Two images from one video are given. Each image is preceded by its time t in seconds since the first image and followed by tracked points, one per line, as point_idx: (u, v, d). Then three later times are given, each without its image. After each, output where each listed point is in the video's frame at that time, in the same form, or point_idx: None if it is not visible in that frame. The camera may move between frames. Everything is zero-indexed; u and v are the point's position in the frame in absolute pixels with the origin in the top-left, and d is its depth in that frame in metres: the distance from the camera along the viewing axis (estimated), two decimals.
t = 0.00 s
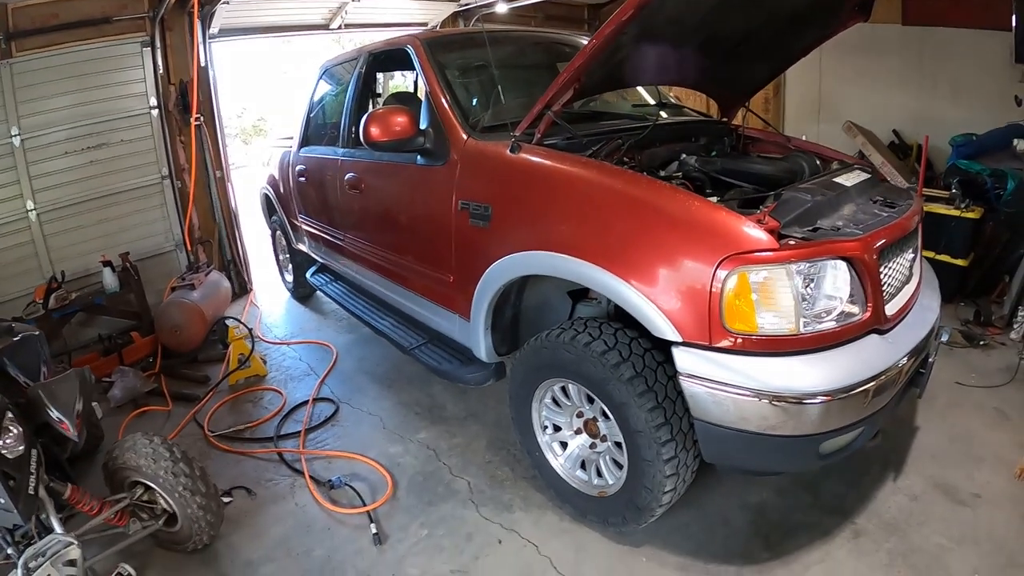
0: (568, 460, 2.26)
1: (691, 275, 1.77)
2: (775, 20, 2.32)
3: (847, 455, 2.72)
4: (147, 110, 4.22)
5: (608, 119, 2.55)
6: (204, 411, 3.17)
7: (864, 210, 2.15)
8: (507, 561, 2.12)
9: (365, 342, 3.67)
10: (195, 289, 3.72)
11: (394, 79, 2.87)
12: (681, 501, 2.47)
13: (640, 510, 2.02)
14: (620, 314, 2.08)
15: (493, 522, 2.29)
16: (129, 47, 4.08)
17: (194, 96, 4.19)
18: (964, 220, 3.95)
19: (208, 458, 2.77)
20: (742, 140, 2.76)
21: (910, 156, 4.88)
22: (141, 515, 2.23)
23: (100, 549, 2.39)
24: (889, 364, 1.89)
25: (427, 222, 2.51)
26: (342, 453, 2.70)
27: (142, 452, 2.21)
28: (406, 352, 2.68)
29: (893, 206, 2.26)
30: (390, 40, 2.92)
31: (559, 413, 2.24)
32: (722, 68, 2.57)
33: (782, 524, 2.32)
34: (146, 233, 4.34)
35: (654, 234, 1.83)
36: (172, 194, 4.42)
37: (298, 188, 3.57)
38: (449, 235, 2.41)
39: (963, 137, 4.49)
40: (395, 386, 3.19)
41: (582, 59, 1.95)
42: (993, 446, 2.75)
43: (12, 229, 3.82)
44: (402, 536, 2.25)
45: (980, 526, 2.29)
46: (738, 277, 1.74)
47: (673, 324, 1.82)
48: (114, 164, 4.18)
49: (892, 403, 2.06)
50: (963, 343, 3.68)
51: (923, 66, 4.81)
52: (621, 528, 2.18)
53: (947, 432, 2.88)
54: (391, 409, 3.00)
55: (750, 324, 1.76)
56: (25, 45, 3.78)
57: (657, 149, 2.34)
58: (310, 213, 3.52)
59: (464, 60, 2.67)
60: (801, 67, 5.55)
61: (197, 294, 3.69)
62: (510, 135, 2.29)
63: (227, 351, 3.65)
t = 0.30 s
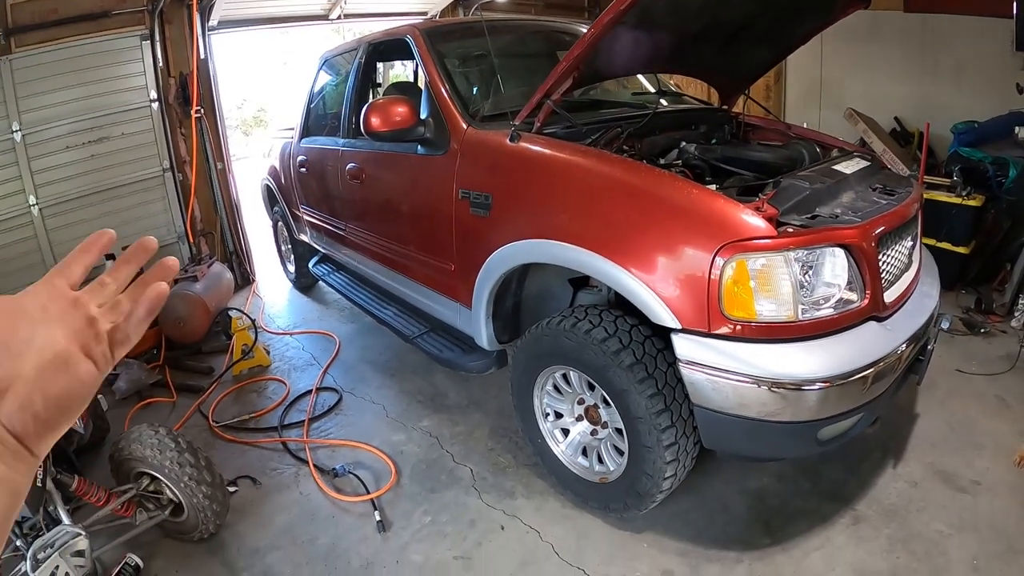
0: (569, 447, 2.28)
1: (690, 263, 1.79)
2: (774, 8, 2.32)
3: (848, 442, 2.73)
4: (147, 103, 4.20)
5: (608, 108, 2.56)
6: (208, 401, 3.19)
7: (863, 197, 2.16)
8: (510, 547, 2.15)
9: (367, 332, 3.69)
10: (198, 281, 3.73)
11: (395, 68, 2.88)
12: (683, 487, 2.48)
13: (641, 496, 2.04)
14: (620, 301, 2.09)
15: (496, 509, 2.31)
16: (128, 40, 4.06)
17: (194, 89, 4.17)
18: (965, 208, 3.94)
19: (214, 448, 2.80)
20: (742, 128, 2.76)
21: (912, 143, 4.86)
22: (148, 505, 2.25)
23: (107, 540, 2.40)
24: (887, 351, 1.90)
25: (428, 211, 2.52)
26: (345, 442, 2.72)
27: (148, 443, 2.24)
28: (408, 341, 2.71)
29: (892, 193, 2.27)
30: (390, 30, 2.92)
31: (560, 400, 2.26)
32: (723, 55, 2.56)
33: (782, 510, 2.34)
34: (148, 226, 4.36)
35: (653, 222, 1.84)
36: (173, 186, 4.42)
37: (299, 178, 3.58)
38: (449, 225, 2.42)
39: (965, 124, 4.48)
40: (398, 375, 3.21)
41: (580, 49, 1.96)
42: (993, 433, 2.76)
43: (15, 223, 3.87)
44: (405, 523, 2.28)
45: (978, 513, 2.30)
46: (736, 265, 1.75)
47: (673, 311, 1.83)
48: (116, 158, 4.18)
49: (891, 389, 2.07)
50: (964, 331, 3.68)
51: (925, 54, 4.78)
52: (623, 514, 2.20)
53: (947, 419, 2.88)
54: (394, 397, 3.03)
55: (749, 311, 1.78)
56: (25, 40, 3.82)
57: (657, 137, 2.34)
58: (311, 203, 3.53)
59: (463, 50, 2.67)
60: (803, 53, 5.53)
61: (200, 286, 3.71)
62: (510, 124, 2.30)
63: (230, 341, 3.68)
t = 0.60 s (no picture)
0: (570, 434, 2.29)
1: (689, 251, 1.79)
2: None
3: (849, 430, 2.73)
4: (150, 94, 4.22)
5: (610, 95, 2.55)
6: (213, 390, 3.22)
7: (864, 185, 2.16)
8: (512, 533, 2.17)
9: (371, 320, 3.70)
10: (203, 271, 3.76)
11: (400, 56, 2.84)
12: (684, 474, 2.50)
13: (641, 483, 2.06)
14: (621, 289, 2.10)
15: (498, 495, 2.33)
16: (131, 32, 4.06)
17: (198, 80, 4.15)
18: (970, 196, 3.92)
19: (219, 436, 2.82)
20: (745, 115, 2.75)
21: (917, 131, 4.80)
22: (154, 493, 2.27)
23: (114, 527, 2.43)
24: (888, 339, 1.90)
25: (430, 199, 2.53)
26: (349, 429, 2.74)
27: (152, 432, 2.24)
28: (411, 328, 2.73)
29: (894, 181, 2.26)
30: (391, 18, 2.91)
31: (561, 387, 2.27)
32: (724, 41, 2.55)
33: (783, 497, 2.36)
34: (153, 216, 4.39)
35: (653, 210, 1.84)
36: (177, 176, 4.44)
37: (303, 167, 3.58)
38: (451, 213, 2.43)
39: (970, 113, 4.42)
40: (402, 362, 3.22)
41: (580, 36, 1.96)
42: (995, 423, 2.76)
43: (20, 217, 3.88)
44: (408, 510, 2.30)
45: (979, 503, 2.31)
46: (735, 252, 1.76)
47: (672, 299, 1.84)
48: (120, 149, 4.21)
49: (891, 377, 2.07)
50: (968, 320, 3.66)
51: (931, 41, 4.69)
52: (624, 501, 2.21)
53: (949, 408, 2.88)
54: (397, 385, 3.04)
55: (748, 298, 1.78)
56: (27, 34, 3.78)
57: (659, 125, 2.34)
58: (315, 192, 3.54)
59: (465, 38, 2.66)
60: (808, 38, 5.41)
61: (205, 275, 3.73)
62: (510, 112, 2.30)
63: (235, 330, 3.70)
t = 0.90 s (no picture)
0: (573, 421, 2.29)
1: (692, 237, 1.78)
2: None
3: (853, 420, 2.72)
4: (155, 83, 4.23)
5: (614, 81, 2.54)
6: (218, 376, 3.23)
7: (870, 173, 2.14)
8: (514, 520, 2.18)
9: (375, 307, 3.71)
10: (208, 258, 3.77)
11: (406, 43, 2.81)
12: (687, 462, 2.50)
13: (643, 470, 2.06)
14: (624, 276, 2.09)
15: (500, 482, 2.34)
16: (135, 21, 4.07)
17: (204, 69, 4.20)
18: (978, 186, 3.90)
19: (224, 423, 2.83)
20: (750, 103, 2.73)
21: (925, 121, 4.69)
22: (158, 479, 2.28)
23: (119, 514, 2.44)
24: (892, 328, 1.89)
25: (433, 186, 2.52)
26: (353, 416, 2.75)
27: (157, 418, 2.27)
28: (415, 315, 2.74)
29: (899, 169, 2.25)
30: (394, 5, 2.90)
31: (564, 374, 2.27)
32: (730, 28, 2.53)
33: (785, 486, 2.36)
34: (158, 204, 4.38)
35: (657, 196, 1.84)
36: (182, 164, 4.44)
37: (307, 155, 3.58)
38: (454, 199, 2.43)
39: (977, 102, 4.32)
40: (406, 349, 3.23)
41: (582, 22, 1.95)
42: (999, 414, 2.74)
43: (25, 207, 3.86)
44: (411, 496, 2.31)
45: (982, 495, 2.29)
46: (738, 239, 1.75)
47: (674, 286, 1.83)
48: (125, 138, 4.21)
49: (895, 367, 2.06)
50: (974, 311, 3.64)
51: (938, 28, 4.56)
52: (626, 489, 2.22)
53: (953, 399, 2.86)
54: (401, 371, 3.05)
55: (750, 286, 1.78)
56: (29, 25, 3.77)
57: (663, 112, 2.33)
58: (319, 179, 3.54)
59: (468, 24, 2.64)
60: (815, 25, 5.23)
61: (210, 263, 3.74)
62: (513, 98, 2.29)
63: (240, 318, 3.71)
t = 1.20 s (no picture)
0: (579, 400, 2.25)
1: (706, 213, 1.74)
2: None
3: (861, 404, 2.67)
4: (157, 58, 4.16)
5: (625, 54, 2.48)
6: (220, 353, 3.20)
7: (887, 151, 2.09)
8: (518, 500, 2.15)
9: (379, 283, 3.67)
10: (210, 234, 3.73)
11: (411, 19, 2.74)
12: (694, 443, 2.47)
13: (650, 451, 2.02)
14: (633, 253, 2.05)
15: (505, 461, 2.31)
16: None
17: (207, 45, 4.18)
18: (990, 171, 3.79)
19: (225, 400, 2.80)
20: (763, 79, 2.67)
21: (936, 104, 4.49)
22: (158, 457, 2.25)
23: (118, 492, 2.41)
24: (909, 311, 1.84)
25: (438, 159, 2.47)
26: (356, 393, 2.72)
27: (156, 395, 2.22)
28: (420, 292, 2.72)
29: (917, 149, 2.19)
30: None
31: (571, 352, 2.23)
32: None
33: (793, 470, 2.32)
34: (160, 181, 4.33)
35: (670, 170, 1.78)
36: (185, 140, 4.39)
37: (311, 130, 3.52)
38: (460, 172, 2.38)
39: (991, 87, 4.15)
40: (411, 326, 3.19)
41: None
42: (1010, 402, 2.66)
43: (25, 184, 3.79)
44: (414, 474, 2.28)
45: (992, 484, 2.24)
46: (754, 214, 1.70)
47: (687, 262, 1.79)
48: (127, 114, 4.14)
49: (909, 351, 2.02)
50: (983, 298, 3.56)
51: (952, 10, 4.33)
52: (633, 470, 2.18)
53: (963, 386, 2.79)
54: (405, 347, 3.02)
55: (765, 263, 1.73)
56: None
57: (675, 85, 2.27)
58: (323, 153, 3.48)
59: None
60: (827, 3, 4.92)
61: (213, 239, 3.71)
62: (522, 69, 2.23)
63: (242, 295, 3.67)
